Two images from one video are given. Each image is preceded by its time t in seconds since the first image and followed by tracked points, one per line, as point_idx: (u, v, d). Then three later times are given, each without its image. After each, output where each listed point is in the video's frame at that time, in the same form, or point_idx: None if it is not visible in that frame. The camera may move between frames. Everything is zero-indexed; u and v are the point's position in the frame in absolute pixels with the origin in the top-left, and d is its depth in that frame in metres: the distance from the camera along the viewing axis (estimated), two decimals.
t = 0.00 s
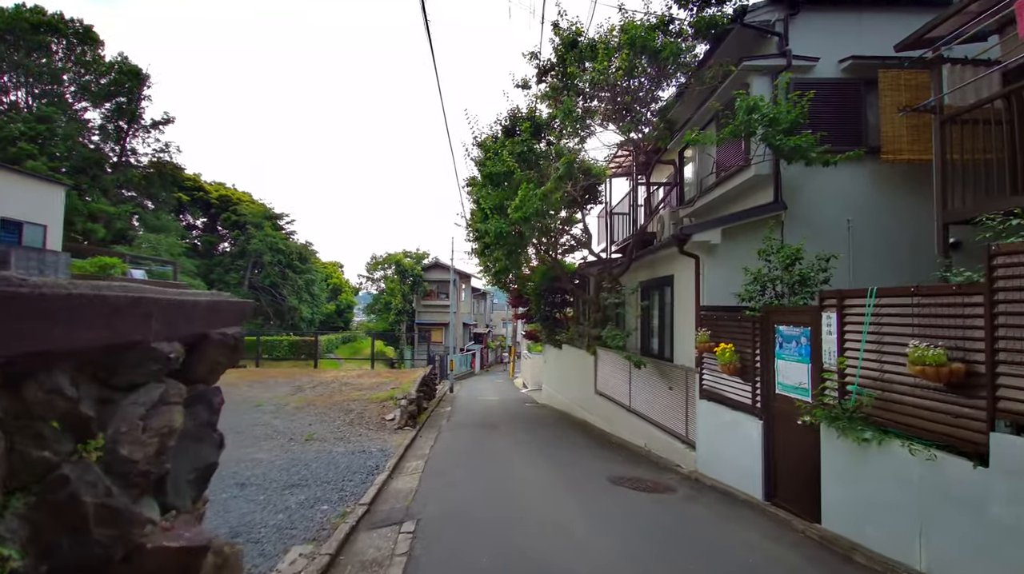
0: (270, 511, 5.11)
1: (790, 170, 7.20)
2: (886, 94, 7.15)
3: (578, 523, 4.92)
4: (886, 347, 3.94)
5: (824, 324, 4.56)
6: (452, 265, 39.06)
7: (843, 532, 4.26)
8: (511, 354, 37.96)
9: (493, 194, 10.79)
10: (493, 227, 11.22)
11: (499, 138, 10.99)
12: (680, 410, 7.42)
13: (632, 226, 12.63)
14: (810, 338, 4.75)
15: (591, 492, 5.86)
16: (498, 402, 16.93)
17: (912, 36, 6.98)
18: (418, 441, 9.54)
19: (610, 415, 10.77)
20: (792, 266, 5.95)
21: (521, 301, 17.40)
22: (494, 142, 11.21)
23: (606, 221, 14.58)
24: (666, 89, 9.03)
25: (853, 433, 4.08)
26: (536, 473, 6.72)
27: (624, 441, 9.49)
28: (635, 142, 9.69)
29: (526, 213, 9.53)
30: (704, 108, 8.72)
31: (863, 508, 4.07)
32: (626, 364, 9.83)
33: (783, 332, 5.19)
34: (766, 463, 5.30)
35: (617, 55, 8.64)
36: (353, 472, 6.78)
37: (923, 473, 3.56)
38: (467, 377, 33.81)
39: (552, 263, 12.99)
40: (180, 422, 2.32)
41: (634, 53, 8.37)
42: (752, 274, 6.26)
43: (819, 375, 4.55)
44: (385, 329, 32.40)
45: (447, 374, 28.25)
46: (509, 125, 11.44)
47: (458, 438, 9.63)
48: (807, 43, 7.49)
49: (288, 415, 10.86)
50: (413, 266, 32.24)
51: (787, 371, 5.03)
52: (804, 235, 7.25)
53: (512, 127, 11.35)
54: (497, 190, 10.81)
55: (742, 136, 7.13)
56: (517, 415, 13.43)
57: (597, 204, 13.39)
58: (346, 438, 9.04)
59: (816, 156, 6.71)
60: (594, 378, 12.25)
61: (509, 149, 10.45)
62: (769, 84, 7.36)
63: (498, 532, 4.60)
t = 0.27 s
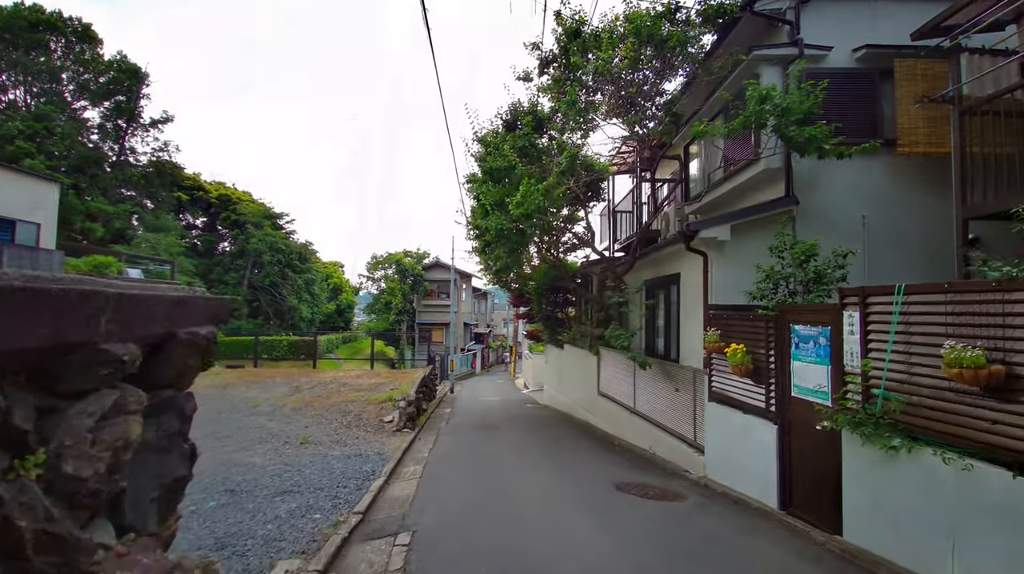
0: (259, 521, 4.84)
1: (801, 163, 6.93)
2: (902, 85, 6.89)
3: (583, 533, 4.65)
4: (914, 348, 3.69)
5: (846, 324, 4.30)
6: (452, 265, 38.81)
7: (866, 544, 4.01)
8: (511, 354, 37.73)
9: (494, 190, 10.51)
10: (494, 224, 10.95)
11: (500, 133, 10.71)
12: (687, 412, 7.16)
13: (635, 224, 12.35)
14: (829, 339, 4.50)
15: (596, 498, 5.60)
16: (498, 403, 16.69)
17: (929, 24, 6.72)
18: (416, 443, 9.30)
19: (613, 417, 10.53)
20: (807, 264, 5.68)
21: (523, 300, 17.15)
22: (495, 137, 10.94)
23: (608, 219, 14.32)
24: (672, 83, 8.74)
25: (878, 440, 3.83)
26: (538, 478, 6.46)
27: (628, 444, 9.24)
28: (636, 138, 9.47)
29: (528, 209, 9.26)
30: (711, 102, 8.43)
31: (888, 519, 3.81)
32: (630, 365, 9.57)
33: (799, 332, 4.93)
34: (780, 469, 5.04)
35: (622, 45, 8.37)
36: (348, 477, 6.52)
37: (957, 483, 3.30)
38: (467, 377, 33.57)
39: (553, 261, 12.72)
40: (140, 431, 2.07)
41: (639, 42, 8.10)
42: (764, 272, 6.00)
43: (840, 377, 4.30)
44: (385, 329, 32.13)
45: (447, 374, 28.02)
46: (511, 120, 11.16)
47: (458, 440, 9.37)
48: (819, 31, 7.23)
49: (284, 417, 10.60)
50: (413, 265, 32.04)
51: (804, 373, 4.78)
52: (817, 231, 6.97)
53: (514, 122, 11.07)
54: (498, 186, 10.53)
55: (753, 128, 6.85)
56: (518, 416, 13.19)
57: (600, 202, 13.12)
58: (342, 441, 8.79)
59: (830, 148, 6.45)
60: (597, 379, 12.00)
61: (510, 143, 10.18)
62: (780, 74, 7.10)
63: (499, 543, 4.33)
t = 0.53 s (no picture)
0: (254, 531, 4.58)
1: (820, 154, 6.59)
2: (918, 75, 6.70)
3: (593, 542, 4.41)
4: (953, 348, 3.43)
5: (875, 321, 4.03)
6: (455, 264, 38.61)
7: (898, 556, 3.76)
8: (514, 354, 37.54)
9: (499, 186, 10.25)
10: (498, 221, 10.71)
11: (505, 128, 10.46)
12: (699, 414, 6.91)
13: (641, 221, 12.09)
14: (857, 338, 4.23)
15: (606, 505, 5.35)
16: (502, 403, 16.47)
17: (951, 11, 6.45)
18: (418, 445, 9.07)
19: (620, 418, 10.29)
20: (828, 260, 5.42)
21: (526, 299, 16.93)
22: (499, 132, 10.70)
23: (612, 217, 14.06)
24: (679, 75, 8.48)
25: (913, 445, 3.58)
26: (543, 482, 6.21)
27: (636, 446, 8.99)
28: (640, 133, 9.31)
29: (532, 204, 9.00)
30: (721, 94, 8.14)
31: (924, 530, 3.56)
32: (638, 365, 9.32)
33: (823, 330, 4.66)
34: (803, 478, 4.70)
35: (630, 34, 8.04)
36: (348, 482, 6.29)
37: (1002, 493, 3.06)
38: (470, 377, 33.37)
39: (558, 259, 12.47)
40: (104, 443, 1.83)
41: (649, 30, 7.79)
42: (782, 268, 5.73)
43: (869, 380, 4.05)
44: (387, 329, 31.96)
45: (450, 374, 27.81)
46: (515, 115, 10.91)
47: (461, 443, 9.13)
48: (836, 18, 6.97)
49: (283, 418, 10.36)
50: (415, 265, 31.87)
51: (828, 375, 4.53)
52: (835, 227, 6.70)
53: (518, 117, 10.82)
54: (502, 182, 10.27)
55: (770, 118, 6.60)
56: (522, 417, 12.96)
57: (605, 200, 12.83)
58: (343, 443, 8.57)
59: (849, 137, 6.18)
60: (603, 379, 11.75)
61: (515, 138, 9.92)
62: (797, 62, 6.84)
63: (505, 555, 4.07)
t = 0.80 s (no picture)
0: (245, 542, 4.32)
1: (840, 149, 5.94)
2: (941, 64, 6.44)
3: (604, 555, 4.13)
4: (1002, 349, 3.16)
5: (913, 319, 3.79)
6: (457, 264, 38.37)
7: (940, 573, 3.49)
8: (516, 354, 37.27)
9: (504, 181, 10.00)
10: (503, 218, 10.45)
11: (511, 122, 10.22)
12: (713, 417, 6.63)
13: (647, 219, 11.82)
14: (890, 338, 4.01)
15: (615, 513, 5.07)
16: (505, 404, 16.20)
17: None
18: (421, 448, 8.82)
19: (627, 420, 10.02)
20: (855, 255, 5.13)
21: (529, 298, 16.68)
22: (504, 126, 10.46)
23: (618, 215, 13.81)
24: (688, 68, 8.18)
25: (959, 454, 3.31)
26: (550, 488, 5.93)
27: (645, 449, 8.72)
28: (647, 128, 8.78)
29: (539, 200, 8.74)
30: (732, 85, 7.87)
31: (970, 546, 3.29)
32: (647, 365, 9.06)
33: (851, 329, 4.45)
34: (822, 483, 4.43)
35: (642, 21, 7.93)
36: (349, 487, 6.03)
37: None
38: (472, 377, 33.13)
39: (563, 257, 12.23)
40: (33, 463, 1.84)
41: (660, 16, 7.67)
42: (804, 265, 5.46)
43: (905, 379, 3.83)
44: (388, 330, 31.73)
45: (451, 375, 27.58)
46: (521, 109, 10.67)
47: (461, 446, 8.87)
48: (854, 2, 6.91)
49: (282, 420, 10.12)
50: (417, 265, 31.66)
51: (858, 377, 4.30)
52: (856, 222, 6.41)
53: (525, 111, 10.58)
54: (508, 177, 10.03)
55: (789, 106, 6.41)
56: (526, 418, 12.72)
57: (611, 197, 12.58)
58: (343, 446, 8.33)
59: (873, 126, 5.87)
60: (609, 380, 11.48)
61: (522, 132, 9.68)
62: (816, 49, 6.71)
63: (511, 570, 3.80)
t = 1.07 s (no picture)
0: (230, 556, 4.08)
1: (859, 143, 5.67)
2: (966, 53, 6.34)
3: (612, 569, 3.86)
4: None
5: (942, 322, 3.61)
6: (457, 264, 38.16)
7: None
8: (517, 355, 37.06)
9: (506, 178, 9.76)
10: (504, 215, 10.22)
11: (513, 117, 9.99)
12: (721, 422, 6.38)
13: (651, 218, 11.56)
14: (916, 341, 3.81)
15: (622, 523, 4.81)
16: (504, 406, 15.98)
17: None
18: (419, 451, 8.59)
19: (630, 423, 9.77)
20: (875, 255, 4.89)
21: (530, 298, 16.44)
22: (505, 122, 10.23)
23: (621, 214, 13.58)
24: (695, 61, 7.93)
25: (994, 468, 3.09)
26: (552, 496, 5.67)
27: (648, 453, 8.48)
28: (653, 124, 8.18)
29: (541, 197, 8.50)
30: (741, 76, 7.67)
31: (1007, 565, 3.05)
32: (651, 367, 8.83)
33: (872, 331, 4.26)
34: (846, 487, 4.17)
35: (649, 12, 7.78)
36: (343, 494, 5.80)
37: None
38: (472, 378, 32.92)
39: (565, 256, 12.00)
40: None
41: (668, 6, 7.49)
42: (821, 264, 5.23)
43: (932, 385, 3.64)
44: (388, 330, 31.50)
45: (451, 376, 27.33)
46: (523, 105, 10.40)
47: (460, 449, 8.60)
48: None
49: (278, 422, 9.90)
50: (417, 265, 31.45)
51: (880, 382, 4.12)
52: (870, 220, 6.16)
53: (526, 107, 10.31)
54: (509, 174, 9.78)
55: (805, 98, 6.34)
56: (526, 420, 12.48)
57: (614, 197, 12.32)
58: (339, 449, 8.11)
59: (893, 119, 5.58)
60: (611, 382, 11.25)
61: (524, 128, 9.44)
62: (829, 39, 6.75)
63: None
